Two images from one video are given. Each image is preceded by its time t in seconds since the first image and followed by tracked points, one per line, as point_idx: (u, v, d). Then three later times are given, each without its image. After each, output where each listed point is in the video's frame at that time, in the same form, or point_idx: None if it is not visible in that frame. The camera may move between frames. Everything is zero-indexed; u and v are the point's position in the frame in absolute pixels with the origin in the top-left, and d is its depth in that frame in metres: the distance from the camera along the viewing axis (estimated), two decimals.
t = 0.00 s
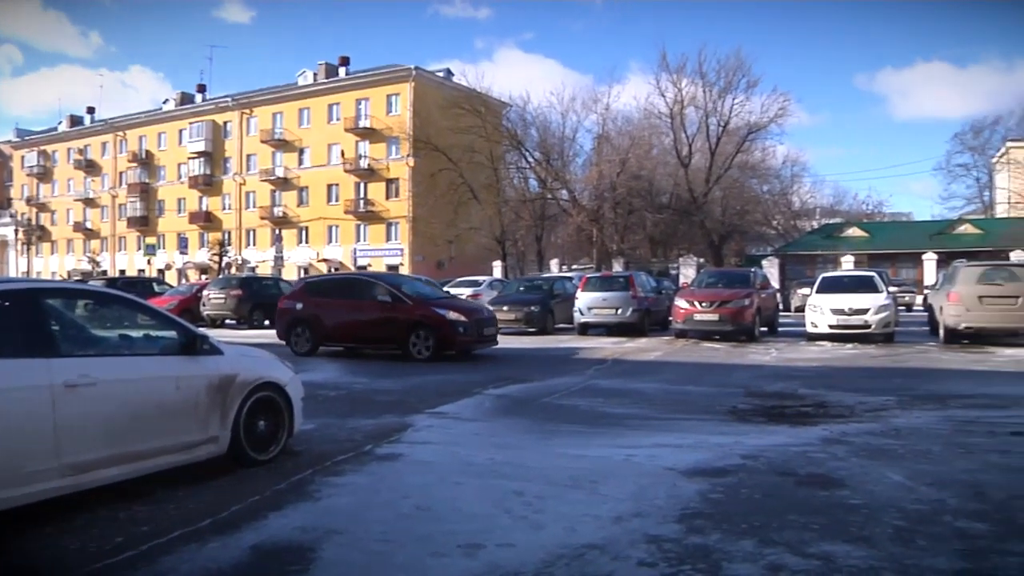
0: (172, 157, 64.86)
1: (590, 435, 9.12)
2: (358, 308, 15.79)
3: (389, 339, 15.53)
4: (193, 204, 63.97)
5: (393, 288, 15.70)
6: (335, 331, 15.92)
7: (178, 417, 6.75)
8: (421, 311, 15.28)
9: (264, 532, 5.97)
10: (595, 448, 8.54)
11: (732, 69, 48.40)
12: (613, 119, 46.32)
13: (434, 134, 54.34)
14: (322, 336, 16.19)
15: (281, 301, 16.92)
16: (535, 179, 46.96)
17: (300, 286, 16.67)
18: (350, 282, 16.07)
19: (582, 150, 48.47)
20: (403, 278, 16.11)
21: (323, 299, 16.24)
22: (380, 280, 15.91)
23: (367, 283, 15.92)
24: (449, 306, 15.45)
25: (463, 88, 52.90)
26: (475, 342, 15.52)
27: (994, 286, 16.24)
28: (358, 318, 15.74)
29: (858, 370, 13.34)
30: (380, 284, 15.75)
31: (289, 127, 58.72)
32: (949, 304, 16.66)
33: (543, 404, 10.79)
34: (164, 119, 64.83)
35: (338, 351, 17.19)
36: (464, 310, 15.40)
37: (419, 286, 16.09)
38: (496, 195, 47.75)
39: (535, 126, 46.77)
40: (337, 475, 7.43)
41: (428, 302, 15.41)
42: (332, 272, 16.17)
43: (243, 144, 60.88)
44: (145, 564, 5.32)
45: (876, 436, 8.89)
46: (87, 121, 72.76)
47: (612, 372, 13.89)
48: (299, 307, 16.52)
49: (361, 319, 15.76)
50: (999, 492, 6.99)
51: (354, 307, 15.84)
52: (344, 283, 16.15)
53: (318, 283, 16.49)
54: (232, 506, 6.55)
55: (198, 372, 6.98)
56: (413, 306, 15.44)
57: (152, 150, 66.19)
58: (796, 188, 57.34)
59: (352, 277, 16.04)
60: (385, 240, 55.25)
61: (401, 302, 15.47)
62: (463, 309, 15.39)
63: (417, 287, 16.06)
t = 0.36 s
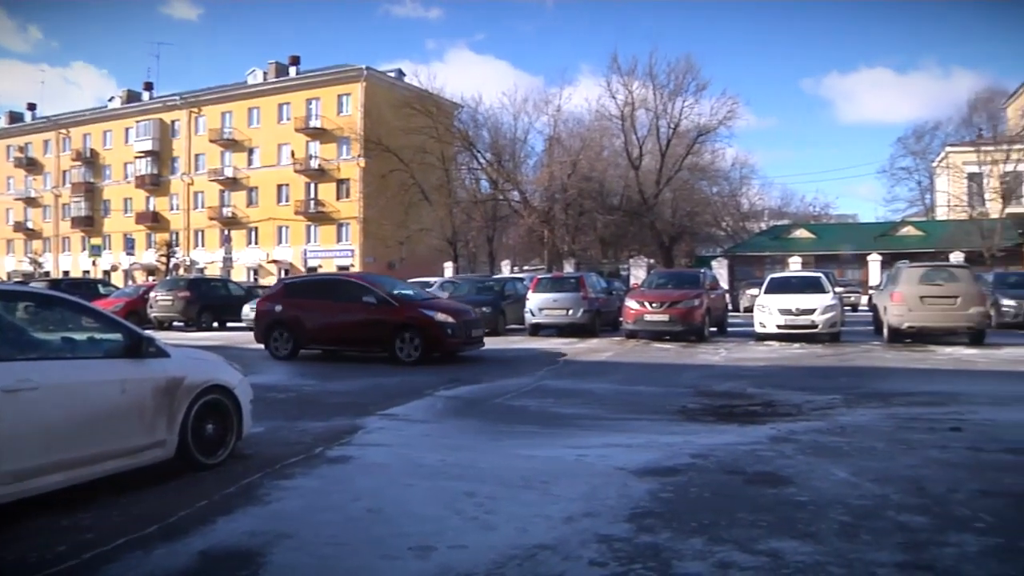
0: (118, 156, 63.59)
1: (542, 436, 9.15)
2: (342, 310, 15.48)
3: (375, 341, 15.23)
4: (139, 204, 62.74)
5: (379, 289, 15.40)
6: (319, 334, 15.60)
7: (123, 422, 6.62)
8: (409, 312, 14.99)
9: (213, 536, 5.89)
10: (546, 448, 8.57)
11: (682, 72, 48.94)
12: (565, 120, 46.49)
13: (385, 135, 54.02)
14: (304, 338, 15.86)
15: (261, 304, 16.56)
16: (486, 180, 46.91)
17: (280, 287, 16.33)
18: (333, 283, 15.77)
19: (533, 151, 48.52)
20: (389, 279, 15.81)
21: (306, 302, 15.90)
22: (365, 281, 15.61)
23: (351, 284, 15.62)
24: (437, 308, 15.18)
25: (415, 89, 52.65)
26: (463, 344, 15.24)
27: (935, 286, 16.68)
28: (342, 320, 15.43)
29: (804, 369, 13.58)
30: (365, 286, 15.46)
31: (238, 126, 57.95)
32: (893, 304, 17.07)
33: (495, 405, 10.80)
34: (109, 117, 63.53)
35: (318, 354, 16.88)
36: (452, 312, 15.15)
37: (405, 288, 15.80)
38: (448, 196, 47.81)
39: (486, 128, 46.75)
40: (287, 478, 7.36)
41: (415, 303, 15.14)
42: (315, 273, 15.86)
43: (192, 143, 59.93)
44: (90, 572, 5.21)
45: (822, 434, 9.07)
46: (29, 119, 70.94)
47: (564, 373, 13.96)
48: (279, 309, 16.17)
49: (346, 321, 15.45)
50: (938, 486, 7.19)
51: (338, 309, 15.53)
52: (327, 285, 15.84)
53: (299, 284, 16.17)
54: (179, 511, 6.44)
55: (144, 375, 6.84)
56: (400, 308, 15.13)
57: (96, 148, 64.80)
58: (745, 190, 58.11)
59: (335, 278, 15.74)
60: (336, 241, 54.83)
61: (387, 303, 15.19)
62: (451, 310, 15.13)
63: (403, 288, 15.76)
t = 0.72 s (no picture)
0: (56, 154, 61.95)
1: (489, 436, 9.16)
2: (322, 311, 15.10)
3: (356, 343, 14.89)
4: (78, 203, 61.14)
5: (361, 290, 15.13)
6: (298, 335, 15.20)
7: (61, 427, 6.46)
8: (394, 313, 14.75)
9: (154, 542, 5.77)
10: (493, 449, 8.58)
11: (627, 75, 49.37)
12: (511, 121, 46.50)
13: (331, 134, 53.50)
14: (281, 341, 15.40)
15: (233, 305, 16.06)
16: (433, 180, 46.66)
17: (255, 288, 15.86)
18: (312, 284, 15.40)
19: (479, 152, 48.34)
20: (370, 280, 15.56)
21: (283, 303, 15.49)
22: (345, 282, 15.31)
23: (331, 285, 15.29)
24: (422, 308, 14.98)
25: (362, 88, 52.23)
26: (448, 345, 15.07)
27: (874, 286, 17.10)
28: (322, 321, 15.05)
29: (746, 368, 13.83)
30: (347, 286, 15.15)
31: (181, 125, 56.90)
32: (833, 304, 17.44)
33: (443, 406, 10.78)
34: (45, 113, 61.84)
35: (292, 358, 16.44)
36: (437, 312, 14.99)
37: (387, 289, 15.56)
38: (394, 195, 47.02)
39: (434, 127, 46.21)
40: (231, 482, 7.24)
41: (399, 304, 14.90)
42: (292, 273, 15.46)
43: (133, 142, 58.67)
44: None
45: (765, 432, 9.23)
46: None
47: (512, 373, 14.00)
48: (254, 311, 15.70)
49: (326, 322, 15.09)
50: (877, 481, 7.37)
51: (317, 310, 15.15)
52: (305, 286, 15.46)
53: (275, 285, 15.73)
54: (119, 518, 6.30)
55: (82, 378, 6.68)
56: (384, 308, 14.88)
57: (32, 146, 63.00)
58: (689, 191, 58.83)
59: (314, 279, 15.38)
60: (281, 241, 54.21)
61: (371, 303, 14.93)
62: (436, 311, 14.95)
63: (385, 290, 15.53)
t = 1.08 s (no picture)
0: None
1: (435, 438, 9.13)
2: (303, 313, 14.86)
3: (339, 345, 14.70)
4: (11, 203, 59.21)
5: (343, 292, 14.93)
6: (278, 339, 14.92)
7: None
8: (378, 315, 14.62)
9: (91, 552, 5.63)
10: (439, 451, 8.55)
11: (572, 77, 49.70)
12: (458, 122, 46.45)
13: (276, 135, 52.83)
14: (260, 344, 15.09)
15: (207, 308, 15.66)
16: (378, 182, 46.30)
17: (231, 290, 15.51)
18: (292, 286, 15.15)
19: (425, 153, 48.15)
20: (352, 282, 15.38)
21: (261, 306, 15.19)
22: (327, 283, 15.11)
23: (312, 286, 15.07)
24: (406, 310, 14.88)
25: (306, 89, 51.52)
26: (433, 347, 15.00)
27: (814, 287, 17.47)
28: (303, 324, 14.81)
29: (690, 369, 14.01)
30: (330, 287, 14.95)
31: (121, 123, 55.63)
32: (775, 305, 17.75)
33: (389, 409, 10.73)
34: None
35: (267, 362, 16.11)
36: (421, 313, 14.92)
37: (368, 291, 15.40)
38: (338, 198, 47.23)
39: (380, 128, 45.94)
40: (171, 489, 7.09)
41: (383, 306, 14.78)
42: (271, 275, 15.19)
43: (70, 140, 57.16)
44: None
45: (708, 431, 9.36)
46: None
47: (458, 375, 13.97)
48: (231, 313, 15.34)
49: (307, 324, 14.84)
50: (817, 478, 7.52)
51: (298, 312, 14.91)
52: (285, 287, 15.20)
53: (253, 287, 15.42)
54: (54, 528, 6.12)
55: (15, 384, 6.49)
56: (368, 310, 14.72)
57: None
58: (635, 193, 59.46)
59: (294, 280, 15.14)
60: (224, 243, 53.42)
61: (354, 305, 14.75)
62: (420, 313, 14.87)
63: (367, 291, 15.38)
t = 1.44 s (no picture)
0: None
1: (385, 442, 9.07)
2: (290, 315, 14.60)
3: (327, 348, 14.48)
4: None
5: (331, 294, 14.70)
6: (264, 342, 14.63)
7: None
8: (368, 316, 14.43)
9: (30, 564, 5.47)
10: (389, 455, 8.50)
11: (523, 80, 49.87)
12: (407, 125, 46.26)
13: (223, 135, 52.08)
14: (244, 348, 14.76)
15: (186, 311, 15.24)
16: (327, 184, 45.88)
17: (212, 292, 15.13)
18: (277, 287, 14.88)
19: (375, 155, 47.76)
20: (338, 283, 15.15)
21: (246, 309, 14.87)
22: (314, 285, 14.86)
23: (298, 288, 14.81)
24: (396, 311, 14.73)
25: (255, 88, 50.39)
26: (423, 348, 14.88)
27: (760, 289, 17.77)
28: (290, 326, 14.56)
29: (640, 370, 14.14)
30: (317, 289, 14.72)
31: (63, 122, 54.29)
32: (723, 307, 18.00)
33: (338, 413, 10.63)
34: None
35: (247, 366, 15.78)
36: (411, 315, 14.78)
37: (354, 292, 15.19)
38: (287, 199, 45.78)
39: (329, 130, 45.54)
40: (114, 497, 6.93)
41: (373, 307, 14.62)
42: (254, 276, 14.89)
43: (8, 139, 55.58)
44: None
45: (657, 433, 9.45)
46: None
47: (409, 377, 13.93)
48: (213, 316, 14.96)
49: (293, 327, 14.57)
50: (762, 477, 7.65)
51: (284, 314, 14.64)
52: (269, 289, 14.91)
53: (236, 289, 15.08)
54: None
55: None
56: (357, 311, 14.52)
57: None
58: (584, 196, 59.95)
59: (279, 282, 14.86)
60: (170, 245, 52.55)
61: (342, 307, 14.53)
62: (410, 314, 14.73)
63: (354, 292, 15.17)
